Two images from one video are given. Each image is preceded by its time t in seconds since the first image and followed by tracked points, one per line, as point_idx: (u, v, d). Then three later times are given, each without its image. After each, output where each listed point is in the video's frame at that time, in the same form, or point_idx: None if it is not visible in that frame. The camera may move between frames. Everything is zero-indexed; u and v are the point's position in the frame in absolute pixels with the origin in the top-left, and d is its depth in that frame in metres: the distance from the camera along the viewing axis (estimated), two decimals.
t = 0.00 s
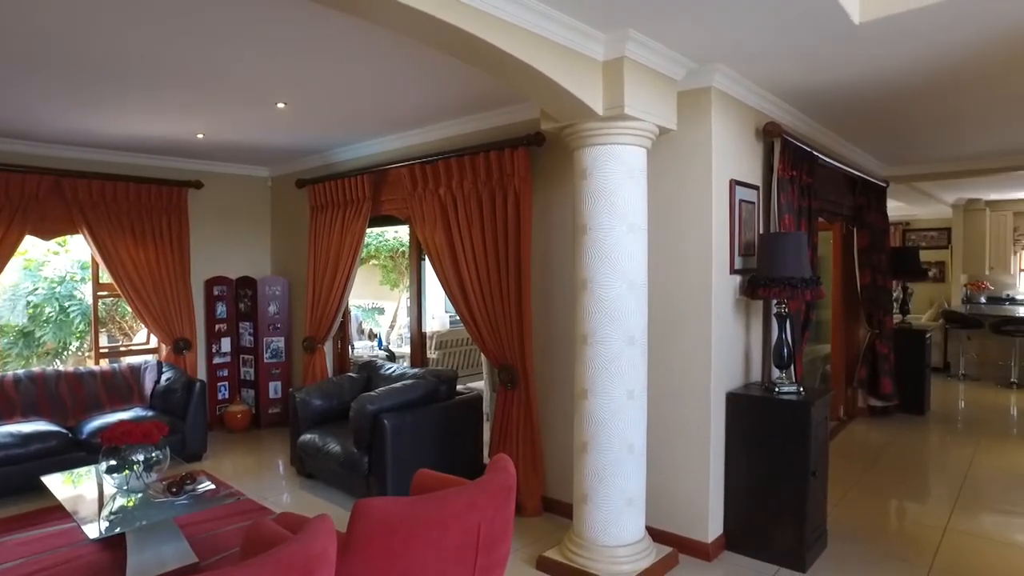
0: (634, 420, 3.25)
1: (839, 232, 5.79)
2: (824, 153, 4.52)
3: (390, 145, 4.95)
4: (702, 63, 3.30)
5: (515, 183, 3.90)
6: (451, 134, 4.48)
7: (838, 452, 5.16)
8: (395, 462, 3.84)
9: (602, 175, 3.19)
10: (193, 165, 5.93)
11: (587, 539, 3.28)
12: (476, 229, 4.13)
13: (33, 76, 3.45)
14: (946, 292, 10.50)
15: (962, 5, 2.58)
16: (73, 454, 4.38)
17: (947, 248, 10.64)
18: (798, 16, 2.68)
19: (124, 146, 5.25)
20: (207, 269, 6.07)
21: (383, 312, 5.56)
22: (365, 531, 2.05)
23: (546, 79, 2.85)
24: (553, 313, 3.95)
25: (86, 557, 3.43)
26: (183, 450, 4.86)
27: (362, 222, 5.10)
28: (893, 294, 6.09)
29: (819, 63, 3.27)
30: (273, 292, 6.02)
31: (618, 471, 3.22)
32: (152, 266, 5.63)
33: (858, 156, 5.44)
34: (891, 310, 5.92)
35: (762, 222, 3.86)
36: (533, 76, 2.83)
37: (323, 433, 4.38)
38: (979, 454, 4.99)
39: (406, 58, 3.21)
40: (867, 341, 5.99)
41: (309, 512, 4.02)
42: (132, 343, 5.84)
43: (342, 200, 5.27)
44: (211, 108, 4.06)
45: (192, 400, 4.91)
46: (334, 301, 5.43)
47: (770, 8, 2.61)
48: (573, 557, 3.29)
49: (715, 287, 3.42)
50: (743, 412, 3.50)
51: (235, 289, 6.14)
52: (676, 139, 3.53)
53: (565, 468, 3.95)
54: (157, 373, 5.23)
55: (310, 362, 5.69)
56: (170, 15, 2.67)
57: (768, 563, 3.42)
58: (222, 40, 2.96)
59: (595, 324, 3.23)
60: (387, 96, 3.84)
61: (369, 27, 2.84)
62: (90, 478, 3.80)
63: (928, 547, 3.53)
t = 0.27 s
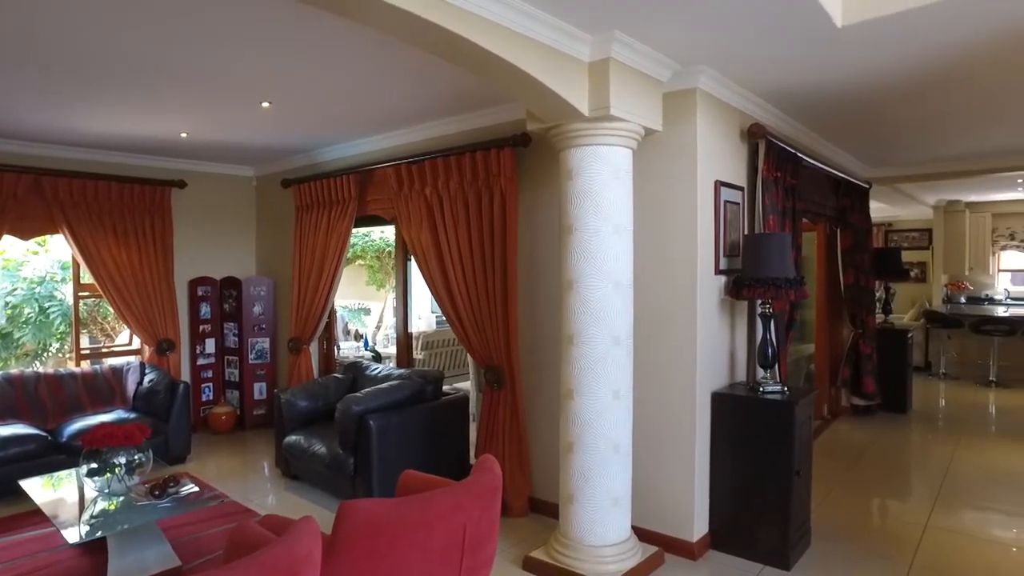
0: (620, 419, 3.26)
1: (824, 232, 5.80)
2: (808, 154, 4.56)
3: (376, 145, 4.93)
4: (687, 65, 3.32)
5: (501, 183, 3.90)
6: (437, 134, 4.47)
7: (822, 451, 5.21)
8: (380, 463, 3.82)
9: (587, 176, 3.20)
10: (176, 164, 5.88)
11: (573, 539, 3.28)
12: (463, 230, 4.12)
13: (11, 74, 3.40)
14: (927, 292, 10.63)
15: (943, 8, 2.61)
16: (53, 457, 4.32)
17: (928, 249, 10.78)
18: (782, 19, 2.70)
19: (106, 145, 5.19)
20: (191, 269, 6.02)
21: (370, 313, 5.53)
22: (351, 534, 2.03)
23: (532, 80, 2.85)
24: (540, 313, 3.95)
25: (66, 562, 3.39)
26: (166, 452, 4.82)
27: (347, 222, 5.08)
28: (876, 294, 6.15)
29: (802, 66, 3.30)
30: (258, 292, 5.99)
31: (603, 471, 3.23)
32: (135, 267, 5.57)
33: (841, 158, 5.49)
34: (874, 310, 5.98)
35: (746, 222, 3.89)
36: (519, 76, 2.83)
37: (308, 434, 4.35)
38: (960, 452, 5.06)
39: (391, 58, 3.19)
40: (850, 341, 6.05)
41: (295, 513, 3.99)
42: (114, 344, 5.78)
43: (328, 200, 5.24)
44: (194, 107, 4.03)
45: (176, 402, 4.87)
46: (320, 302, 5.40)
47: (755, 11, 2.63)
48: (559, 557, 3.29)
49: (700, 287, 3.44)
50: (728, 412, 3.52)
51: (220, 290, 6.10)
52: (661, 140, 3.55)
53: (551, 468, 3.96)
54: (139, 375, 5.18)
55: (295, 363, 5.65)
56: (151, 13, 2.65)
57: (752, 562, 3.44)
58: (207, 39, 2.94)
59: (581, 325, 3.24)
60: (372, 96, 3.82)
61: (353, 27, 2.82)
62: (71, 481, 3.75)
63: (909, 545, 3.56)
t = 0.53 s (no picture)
0: (606, 420, 3.26)
1: (808, 233, 5.82)
2: (793, 156, 4.60)
3: (362, 145, 4.91)
4: (673, 67, 3.33)
5: (488, 184, 3.90)
6: (424, 134, 4.46)
7: (807, 450, 5.25)
8: (367, 465, 3.81)
9: (574, 176, 3.20)
10: (160, 164, 5.82)
11: (559, 539, 3.28)
12: (449, 230, 4.12)
13: None
14: (909, 292, 10.75)
15: (924, 12, 2.64)
16: (32, 460, 4.27)
17: (910, 250, 10.90)
18: (766, 22, 2.72)
19: (88, 143, 5.13)
20: (175, 269, 5.96)
21: (356, 313, 5.52)
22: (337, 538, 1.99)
23: (519, 80, 2.85)
24: (526, 313, 3.95)
25: (46, 567, 3.35)
26: (149, 454, 4.77)
27: (333, 222, 5.05)
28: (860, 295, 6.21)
29: (786, 68, 3.32)
30: (243, 293, 5.94)
31: (590, 472, 3.23)
32: (117, 267, 5.51)
33: (826, 159, 5.54)
34: (857, 310, 6.04)
35: (732, 223, 3.91)
36: (505, 77, 2.83)
37: (294, 436, 4.33)
38: (941, 450, 5.12)
39: (377, 58, 3.18)
40: (835, 341, 6.11)
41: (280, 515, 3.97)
42: (96, 346, 5.71)
43: (314, 200, 5.21)
44: (177, 106, 3.99)
45: (159, 403, 4.82)
46: (306, 303, 5.36)
47: (740, 14, 2.65)
48: (546, 557, 3.30)
49: (685, 288, 3.46)
50: (713, 412, 3.54)
51: (205, 290, 6.05)
52: (647, 141, 3.56)
53: (537, 468, 3.96)
54: (122, 376, 5.12)
55: (281, 364, 5.61)
56: (133, 11, 2.62)
57: (738, 561, 3.47)
58: (191, 37, 2.91)
59: (567, 325, 3.24)
60: (358, 96, 3.80)
61: (339, 27, 2.81)
62: (51, 485, 3.71)
63: (892, 543, 3.60)
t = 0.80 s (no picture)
0: (592, 420, 3.27)
1: (793, 234, 5.96)
2: (778, 157, 4.63)
3: (349, 144, 4.89)
4: (660, 68, 3.34)
5: (475, 184, 3.89)
6: (411, 134, 4.45)
7: (792, 449, 5.28)
8: (353, 466, 3.79)
9: (560, 177, 3.20)
10: (143, 163, 5.76)
11: (546, 539, 3.28)
12: (436, 230, 4.11)
13: None
14: (892, 292, 10.86)
15: (906, 16, 2.67)
16: (12, 464, 4.20)
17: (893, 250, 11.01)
18: (751, 24, 2.74)
19: (70, 142, 5.07)
20: (159, 269, 5.90)
21: (342, 313, 5.49)
22: (322, 540, 1.97)
23: (506, 80, 2.85)
24: (513, 313, 3.95)
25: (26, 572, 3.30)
26: (132, 457, 4.71)
27: (320, 222, 5.03)
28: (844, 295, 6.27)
29: (772, 70, 3.34)
30: (228, 293, 5.90)
31: (577, 472, 3.24)
32: (100, 267, 5.44)
33: (810, 160, 5.58)
34: (842, 310, 6.10)
35: (718, 224, 3.93)
36: (492, 77, 2.83)
37: (280, 437, 4.30)
38: (924, 448, 5.18)
39: (363, 57, 3.16)
40: (819, 341, 6.16)
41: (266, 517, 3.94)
42: (77, 347, 5.64)
43: (300, 200, 5.18)
44: (161, 104, 3.95)
45: (142, 405, 4.77)
46: (292, 303, 5.33)
47: (725, 16, 2.66)
48: (533, 558, 3.29)
49: (672, 288, 3.47)
50: (700, 412, 3.55)
51: (189, 291, 6.00)
52: (634, 142, 3.57)
53: (524, 468, 3.96)
54: (104, 378, 5.07)
55: (267, 365, 5.57)
56: (114, 8, 2.59)
57: (724, 560, 3.49)
58: (175, 35, 2.88)
59: (554, 325, 3.24)
60: (345, 95, 3.78)
61: (324, 26, 2.79)
62: (32, 489, 3.65)
63: (876, 541, 3.63)
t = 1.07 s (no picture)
0: (581, 419, 3.27)
1: (779, 234, 5.97)
2: (764, 158, 4.65)
3: (336, 144, 4.87)
4: (648, 68, 3.35)
5: (462, 184, 3.89)
6: (398, 134, 4.44)
7: (778, 447, 5.32)
8: (341, 466, 3.77)
9: (548, 177, 3.21)
10: (128, 162, 5.70)
11: (535, 539, 3.29)
12: (424, 230, 4.10)
13: None
14: (877, 292, 10.96)
15: (891, 18, 2.70)
16: None
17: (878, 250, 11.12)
18: (738, 27, 2.76)
19: (53, 140, 5.01)
20: (143, 269, 5.85)
21: (330, 314, 5.46)
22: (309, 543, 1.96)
23: (494, 80, 2.85)
24: (501, 312, 3.95)
25: None
26: (117, 459, 4.66)
27: (307, 222, 5.00)
28: (830, 294, 6.32)
29: (758, 72, 3.36)
30: (215, 293, 5.87)
31: (565, 471, 3.24)
32: (83, 268, 5.38)
33: (797, 160, 5.62)
34: (828, 310, 6.15)
35: (705, 224, 3.95)
36: (480, 77, 2.83)
37: (267, 438, 4.27)
38: (907, 446, 5.23)
39: (351, 56, 3.15)
40: (806, 340, 6.21)
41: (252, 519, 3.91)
42: (60, 348, 5.58)
43: (287, 200, 5.15)
44: (146, 102, 3.91)
45: (127, 407, 4.72)
46: (279, 303, 5.30)
47: (711, 17, 2.68)
48: (521, 558, 3.30)
49: (659, 288, 3.48)
50: (687, 411, 3.57)
51: (175, 291, 5.94)
52: (622, 142, 3.57)
53: (512, 468, 3.96)
54: (88, 380, 5.01)
55: (253, 365, 5.52)
56: (98, 5, 2.56)
57: (711, 558, 3.50)
58: (160, 33, 2.85)
59: (541, 325, 3.25)
60: (333, 94, 3.76)
61: (311, 25, 2.78)
62: (13, 493, 3.60)
63: (861, 537, 3.66)
